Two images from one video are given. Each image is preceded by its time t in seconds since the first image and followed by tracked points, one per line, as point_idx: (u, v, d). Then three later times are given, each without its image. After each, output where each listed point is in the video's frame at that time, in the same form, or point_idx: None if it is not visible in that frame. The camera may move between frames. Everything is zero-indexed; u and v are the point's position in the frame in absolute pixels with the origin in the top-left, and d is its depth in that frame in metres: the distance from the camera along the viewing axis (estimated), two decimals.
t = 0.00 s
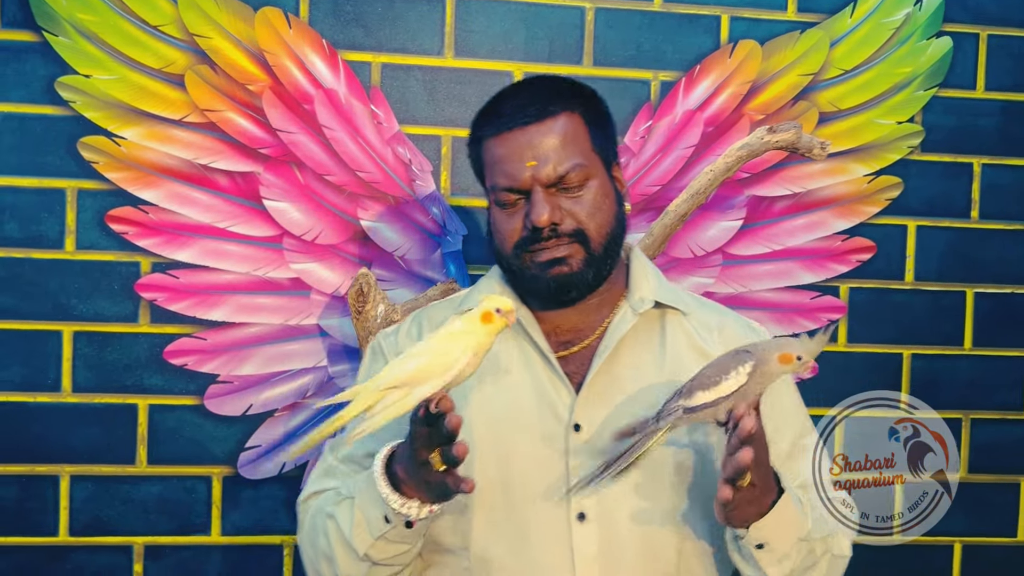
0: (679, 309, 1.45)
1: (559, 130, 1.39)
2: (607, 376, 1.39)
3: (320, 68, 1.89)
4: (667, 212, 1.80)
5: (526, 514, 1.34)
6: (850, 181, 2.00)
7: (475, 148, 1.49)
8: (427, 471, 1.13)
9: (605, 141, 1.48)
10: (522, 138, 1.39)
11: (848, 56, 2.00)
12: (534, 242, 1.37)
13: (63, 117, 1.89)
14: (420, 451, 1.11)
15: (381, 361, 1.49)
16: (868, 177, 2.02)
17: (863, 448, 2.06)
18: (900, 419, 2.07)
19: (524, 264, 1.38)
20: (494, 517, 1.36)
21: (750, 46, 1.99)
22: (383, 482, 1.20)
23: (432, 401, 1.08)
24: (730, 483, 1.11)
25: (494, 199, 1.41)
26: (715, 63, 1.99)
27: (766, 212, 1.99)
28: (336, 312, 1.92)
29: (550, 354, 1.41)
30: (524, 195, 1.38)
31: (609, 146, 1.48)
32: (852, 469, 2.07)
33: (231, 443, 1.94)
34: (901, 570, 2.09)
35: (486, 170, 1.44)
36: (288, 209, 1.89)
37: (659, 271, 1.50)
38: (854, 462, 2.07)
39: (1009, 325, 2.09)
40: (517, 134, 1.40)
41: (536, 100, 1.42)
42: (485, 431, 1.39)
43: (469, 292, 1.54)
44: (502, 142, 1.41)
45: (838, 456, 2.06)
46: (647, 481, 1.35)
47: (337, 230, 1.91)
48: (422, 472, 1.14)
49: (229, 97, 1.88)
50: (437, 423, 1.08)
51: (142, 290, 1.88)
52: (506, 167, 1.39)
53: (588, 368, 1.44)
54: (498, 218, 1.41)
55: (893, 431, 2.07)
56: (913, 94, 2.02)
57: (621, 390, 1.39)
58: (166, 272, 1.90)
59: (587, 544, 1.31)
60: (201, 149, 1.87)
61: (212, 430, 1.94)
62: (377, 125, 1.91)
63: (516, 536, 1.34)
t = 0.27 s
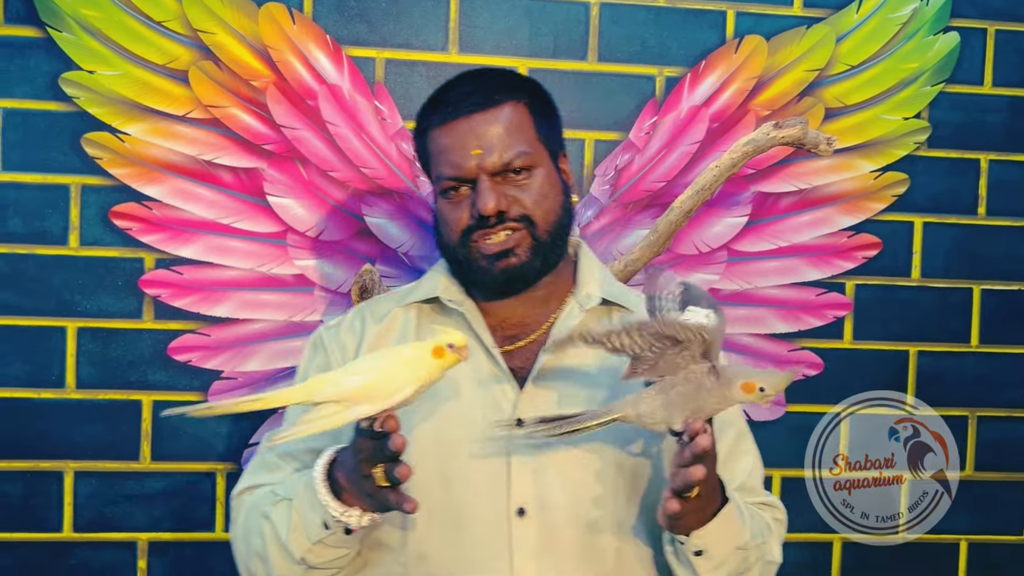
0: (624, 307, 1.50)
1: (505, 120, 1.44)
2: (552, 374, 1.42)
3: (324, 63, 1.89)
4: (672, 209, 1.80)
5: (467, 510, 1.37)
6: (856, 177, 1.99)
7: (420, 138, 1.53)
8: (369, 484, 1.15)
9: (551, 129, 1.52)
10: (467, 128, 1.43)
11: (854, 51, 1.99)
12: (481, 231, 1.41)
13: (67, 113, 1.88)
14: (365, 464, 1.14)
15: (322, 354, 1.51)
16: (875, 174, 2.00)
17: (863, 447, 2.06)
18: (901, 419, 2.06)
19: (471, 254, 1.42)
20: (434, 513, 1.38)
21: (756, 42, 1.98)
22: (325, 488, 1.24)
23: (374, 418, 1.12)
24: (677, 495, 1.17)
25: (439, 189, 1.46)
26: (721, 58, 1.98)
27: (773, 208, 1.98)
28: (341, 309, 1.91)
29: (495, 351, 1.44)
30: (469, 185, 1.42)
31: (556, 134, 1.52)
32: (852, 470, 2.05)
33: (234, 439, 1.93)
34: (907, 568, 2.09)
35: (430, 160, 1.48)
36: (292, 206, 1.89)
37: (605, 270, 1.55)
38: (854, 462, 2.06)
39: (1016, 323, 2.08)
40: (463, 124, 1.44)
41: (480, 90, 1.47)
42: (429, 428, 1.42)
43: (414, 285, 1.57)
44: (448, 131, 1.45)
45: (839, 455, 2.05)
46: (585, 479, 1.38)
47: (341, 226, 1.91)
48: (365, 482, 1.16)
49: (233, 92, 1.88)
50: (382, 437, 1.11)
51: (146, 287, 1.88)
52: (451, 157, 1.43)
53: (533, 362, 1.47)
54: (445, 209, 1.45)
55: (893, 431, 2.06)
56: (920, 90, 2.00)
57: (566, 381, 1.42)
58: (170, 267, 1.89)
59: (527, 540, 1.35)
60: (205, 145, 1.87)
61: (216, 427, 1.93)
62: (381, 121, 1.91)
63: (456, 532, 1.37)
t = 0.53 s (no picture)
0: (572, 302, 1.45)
1: (465, 111, 1.38)
2: (502, 370, 1.37)
3: (326, 58, 1.88)
4: (677, 203, 1.77)
5: (416, 512, 1.31)
6: (862, 172, 1.98)
7: (373, 124, 1.46)
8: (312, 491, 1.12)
9: (509, 124, 1.46)
10: (424, 117, 1.37)
11: (861, 45, 1.97)
12: (432, 224, 1.35)
13: (68, 108, 1.88)
14: (308, 470, 1.11)
15: (262, 354, 1.44)
16: (881, 168, 1.99)
17: (863, 447, 2.05)
18: (901, 419, 2.05)
19: (421, 248, 1.36)
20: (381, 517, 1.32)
21: (761, 35, 1.96)
22: (266, 494, 1.18)
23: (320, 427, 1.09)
24: (620, 487, 1.13)
25: (390, 179, 1.39)
26: (726, 51, 1.96)
27: (777, 203, 1.97)
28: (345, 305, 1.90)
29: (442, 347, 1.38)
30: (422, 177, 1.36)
31: (512, 129, 1.46)
32: (852, 469, 2.04)
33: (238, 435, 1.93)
34: (912, 565, 2.08)
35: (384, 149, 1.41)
36: (294, 200, 1.87)
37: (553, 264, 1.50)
38: (854, 462, 2.04)
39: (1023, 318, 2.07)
40: (420, 114, 1.37)
41: (440, 78, 1.40)
42: (378, 427, 1.36)
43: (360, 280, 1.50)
44: (404, 120, 1.38)
45: (839, 455, 2.04)
46: (536, 479, 1.32)
47: (343, 221, 1.89)
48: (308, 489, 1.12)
49: (235, 87, 1.87)
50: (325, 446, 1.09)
51: (148, 281, 1.87)
52: (407, 145, 1.36)
53: (481, 363, 1.41)
54: (396, 199, 1.38)
55: (893, 432, 2.05)
56: (927, 83, 1.99)
57: (516, 378, 1.37)
58: (173, 263, 1.89)
59: (479, 542, 1.29)
60: (207, 139, 1.86)
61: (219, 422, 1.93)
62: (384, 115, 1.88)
63: (405, 535, 1.31)
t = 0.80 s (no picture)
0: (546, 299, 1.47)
1: (450, 104, 1.40)
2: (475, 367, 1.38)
3: (328, 56, 1.88)
4: (678, 201, 1.76)
5: (395, 513, 1.32)
6: (864, 170, 1.98)
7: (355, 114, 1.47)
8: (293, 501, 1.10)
9: (488, 125, 1.49)
10: (409, 107, 1.39)
11: (863, 43, 1.97)
12: (412, 216, 1.36)
13: (69, 106, 1.88)
14: (288, 480, 1.09)
15: (231, 356, 1.43)
16: (883, 166, 1.99)
17: (863, 446, 2.05)
18: (901, 420, 2.04)
19: (399, 239, 1.38)
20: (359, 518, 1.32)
21: (763, 33, 1.96)
22: (241, 504, 1.17)
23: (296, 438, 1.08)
24: (592, 483, 1.13)
25: (370, 167, 1.40)
26: (728, 50, 1.96)
27: (779, 201, 1.96)
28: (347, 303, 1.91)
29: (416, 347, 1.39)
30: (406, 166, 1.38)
31: (494, 129, 1.49)
32: (852, 469, 2.04)
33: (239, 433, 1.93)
34: (914, 563, 2.07)
35: (365, 138, 1.42)
36: (296, 199, 1.88)
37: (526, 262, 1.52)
38: (853, 462, 2.04)
39: None
40: (406, 102, 1.39)
41: (428, 70, 1.42)
42: (354, 428, 1.36)
43: (328, 279, 1.50)
44: (388, 109, 1.40)
45: (838, 454, 2.04)
46: (511, 474, 1.34)
47: (345, 219, 1.90)
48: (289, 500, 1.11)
49: (237, 85, 1.87)
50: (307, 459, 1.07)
51: (151, 280, 1.88)
52: (391, 135, 1.38)
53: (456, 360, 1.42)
54: (376, 187, 1.39)
55: (893, 432, 2.05)
56: (929, 81, 1.98)
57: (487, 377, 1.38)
58: (175, 261, 1.89)
59: (458, 540, 1.30)
60: (208, 138, 1.86)
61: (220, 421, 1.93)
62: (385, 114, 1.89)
63: (383, 536, 1.31)
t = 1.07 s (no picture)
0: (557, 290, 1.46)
1: (464, 100, 1.40)
2: (489, 360, 1.38)
3: (331, 57, 1.89)
4: (679, 199, 1.79)
5: (418, 506, 1.31)
6: (864, 169, 1.99)
7: (368, 110, 1.48)
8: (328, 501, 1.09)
9: (501, 122, 1.49)
10: (425, 102, 1.40)
11: (862, 42, 1.98)
12: (426, 209, 1.37)
13: (75, 107, 1.90)
14: (321, 482, 1.09)
15: (250, 359, 1.43)
16: (882, 165, 2.00)
17: (863, 446, 2.06)
18: (901, 420, 2.05)
19: (413, 232, 1.38)
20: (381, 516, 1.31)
21: (763, 33, 1.97)
22: (271, 506, 1.17)
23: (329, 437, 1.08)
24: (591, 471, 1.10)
25: (386, 160, 1.41)
26: (728, 50, 1.98)
27: (779, 200, 1.98)
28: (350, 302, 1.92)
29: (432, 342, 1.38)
30: (422, 159, 1.39)
31: (506, 126, 1.49)
32: (852, 469, 2.05)
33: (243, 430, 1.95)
34: (915, 561, 2.08)
35: (381, 132, 1.43)
36: (300, 198, 1.89)
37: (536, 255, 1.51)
38: (854, 462, 2.05)
39: None
40: (422, 98, 1.40)
41: (445, 66, 1.43)
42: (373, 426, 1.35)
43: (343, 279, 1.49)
44: (403, 104, 1.41)
45: (839, 454, 2.05)
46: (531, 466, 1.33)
47: (349, 218, 1.91)
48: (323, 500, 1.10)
49: (241, 85, 1.89)
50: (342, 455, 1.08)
51: (156, 279, 1.90)
52: (408, 129, 1.39)
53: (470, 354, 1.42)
54: (391, 181, 1.40)
55: (893, 432, 2.06)
56: (928, 81, 1.99)
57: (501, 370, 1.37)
58: (180, 260, 1.91)
59: (481, 533, 1.29)
60: (213, 138, 1.88)
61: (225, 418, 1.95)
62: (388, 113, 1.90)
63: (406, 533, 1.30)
